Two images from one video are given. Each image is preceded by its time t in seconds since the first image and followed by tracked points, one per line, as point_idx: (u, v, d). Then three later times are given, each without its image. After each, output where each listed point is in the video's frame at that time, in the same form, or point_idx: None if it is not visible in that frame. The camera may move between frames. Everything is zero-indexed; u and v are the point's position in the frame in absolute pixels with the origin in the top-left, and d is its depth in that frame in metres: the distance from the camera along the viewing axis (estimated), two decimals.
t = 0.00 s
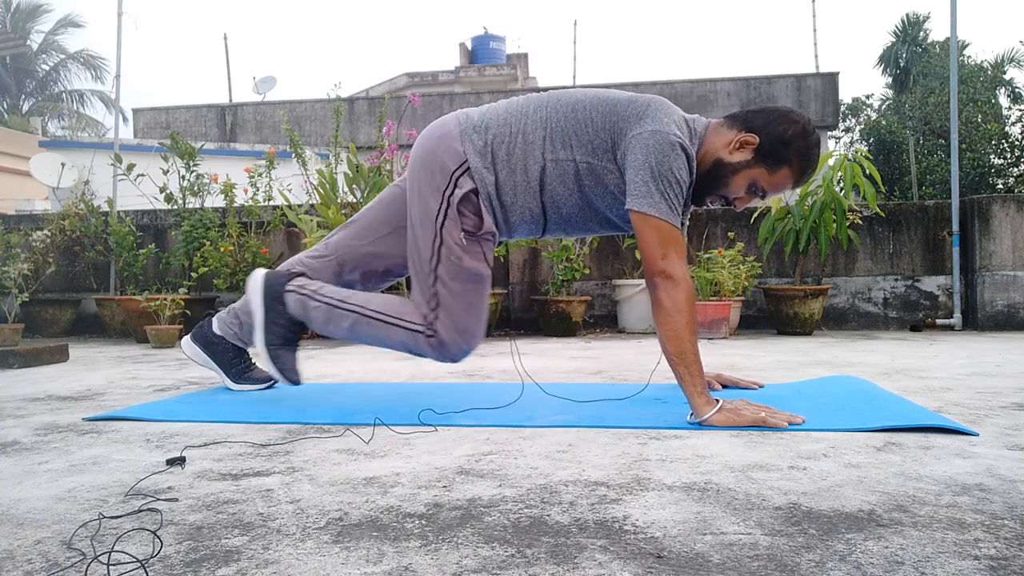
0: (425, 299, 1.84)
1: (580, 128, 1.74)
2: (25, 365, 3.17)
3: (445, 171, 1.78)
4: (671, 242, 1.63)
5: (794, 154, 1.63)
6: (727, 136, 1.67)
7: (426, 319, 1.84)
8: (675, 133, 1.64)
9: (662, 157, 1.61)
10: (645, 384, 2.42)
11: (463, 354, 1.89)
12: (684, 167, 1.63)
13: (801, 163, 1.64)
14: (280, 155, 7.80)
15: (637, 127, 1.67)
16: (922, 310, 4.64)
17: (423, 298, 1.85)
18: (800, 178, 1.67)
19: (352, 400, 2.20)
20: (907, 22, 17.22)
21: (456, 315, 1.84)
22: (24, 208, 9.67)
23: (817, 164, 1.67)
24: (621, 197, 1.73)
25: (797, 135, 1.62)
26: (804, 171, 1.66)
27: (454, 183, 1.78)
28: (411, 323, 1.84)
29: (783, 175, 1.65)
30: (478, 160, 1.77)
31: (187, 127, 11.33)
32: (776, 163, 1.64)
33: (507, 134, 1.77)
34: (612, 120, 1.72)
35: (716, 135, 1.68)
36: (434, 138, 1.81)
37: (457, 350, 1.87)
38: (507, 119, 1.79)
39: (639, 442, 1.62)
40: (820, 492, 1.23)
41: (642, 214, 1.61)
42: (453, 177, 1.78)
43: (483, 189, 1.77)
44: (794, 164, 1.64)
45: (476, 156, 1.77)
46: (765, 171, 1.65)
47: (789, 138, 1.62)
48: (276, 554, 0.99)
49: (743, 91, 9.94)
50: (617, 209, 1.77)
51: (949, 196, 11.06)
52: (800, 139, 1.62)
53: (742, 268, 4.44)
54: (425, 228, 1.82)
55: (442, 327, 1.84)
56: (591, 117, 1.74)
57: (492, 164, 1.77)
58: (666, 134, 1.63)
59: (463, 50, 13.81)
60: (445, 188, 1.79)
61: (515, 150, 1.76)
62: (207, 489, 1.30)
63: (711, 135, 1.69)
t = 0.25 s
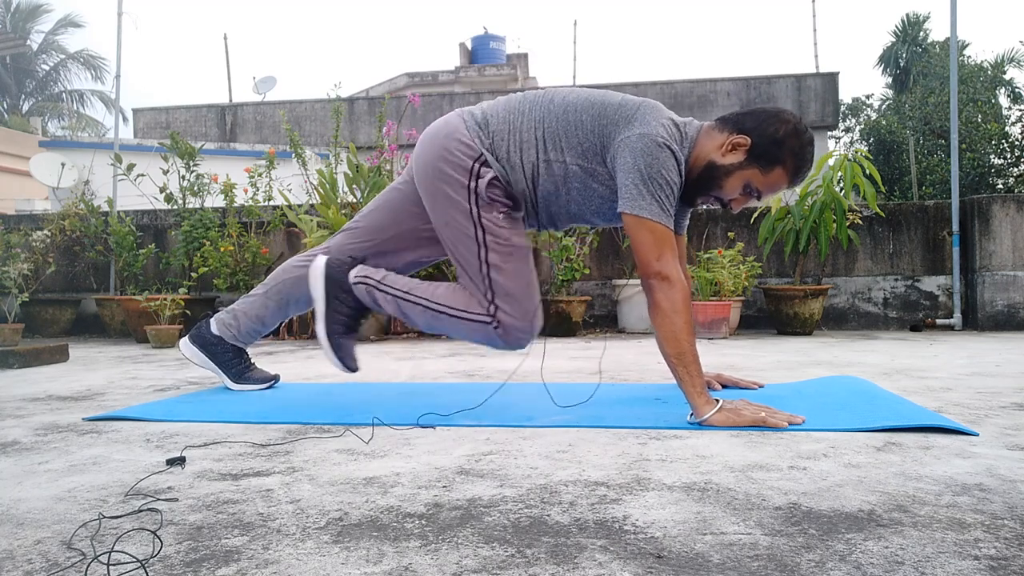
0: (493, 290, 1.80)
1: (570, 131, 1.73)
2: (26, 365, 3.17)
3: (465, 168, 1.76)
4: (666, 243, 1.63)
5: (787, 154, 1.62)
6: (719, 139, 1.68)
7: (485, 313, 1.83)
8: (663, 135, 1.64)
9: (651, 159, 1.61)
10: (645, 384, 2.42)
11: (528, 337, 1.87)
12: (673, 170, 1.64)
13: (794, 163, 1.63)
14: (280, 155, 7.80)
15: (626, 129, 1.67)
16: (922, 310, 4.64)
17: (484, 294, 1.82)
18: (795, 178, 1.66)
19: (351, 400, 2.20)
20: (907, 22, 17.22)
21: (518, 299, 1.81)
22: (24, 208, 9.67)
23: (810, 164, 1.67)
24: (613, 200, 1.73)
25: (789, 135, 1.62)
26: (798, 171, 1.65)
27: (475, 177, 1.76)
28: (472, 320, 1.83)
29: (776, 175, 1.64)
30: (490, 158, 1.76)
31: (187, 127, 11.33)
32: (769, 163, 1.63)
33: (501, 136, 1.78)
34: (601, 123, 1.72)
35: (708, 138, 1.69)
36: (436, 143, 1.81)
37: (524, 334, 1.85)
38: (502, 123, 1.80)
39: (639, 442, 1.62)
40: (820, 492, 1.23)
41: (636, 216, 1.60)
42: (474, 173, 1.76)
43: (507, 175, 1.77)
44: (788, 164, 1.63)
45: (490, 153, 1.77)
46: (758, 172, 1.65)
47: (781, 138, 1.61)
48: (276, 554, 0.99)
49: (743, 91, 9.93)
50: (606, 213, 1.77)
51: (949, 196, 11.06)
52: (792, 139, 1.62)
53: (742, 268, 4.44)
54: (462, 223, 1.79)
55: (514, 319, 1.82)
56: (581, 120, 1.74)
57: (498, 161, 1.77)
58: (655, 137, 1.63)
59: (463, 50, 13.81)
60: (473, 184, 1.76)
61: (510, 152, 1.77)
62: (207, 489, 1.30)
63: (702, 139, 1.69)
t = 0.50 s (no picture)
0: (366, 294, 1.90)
1: (584, 128, 1.74)
2: (25, 365, 3.17)
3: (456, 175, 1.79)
4: (674, 242, 1.63)
5: (804, 147, 1.61)
6: (735, 130, 1.67)
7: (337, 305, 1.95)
8: (678, 130, 1.64)
9: (665, 155, 1.61)
10: (645, 384, 2.42)
11: (375, 343, 1.98)
12: (688, 166, 1.63)
13: (811, 155, 1.62)
14: (280, 155, 7.80)
15: (640, 125, 1.67)
16: (922, 310, 4.64)
17: (359, 289, 1.92)
18: (811, 170, 1.66)
19: (351, 400, 2.20)
20: (907, 22, 17.22)
21: (382, 308, 1.91)
22: (24, 208, 9.68)
23: (828, 157, 1.66)
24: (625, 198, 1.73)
25: (806, 128, 1.61)
26: (814, 164, 1.64)
27: (455, 192, 1.79)
28: (319, 310, 1.96)
29: (792, 168, 1.64)
30: (486, 166, 1.77)
31: (187, 127, 11.33)
32: (786, 155, 1.63)
33: (512, 136, 1.78)
34: (615, 119, 1.72)
35: (724, 130, 1.69)
36: (445, 139, 1.82)
37: (366, 338, 1.97)
38: (514, 121, 1.80)
39: (639, 442, 1.62)
40: (820, 492, 1.23)
41: (645, 212, 1.60)
42: (462, 184, 1.79)
43: (485, 200, 1.79)
44: (804, 157, 1.62)
45: (483, 162, 1.77)
46: (774, 164, 1.64)
47: (798, 130, 1.61)
48: (276, 554, 0.99)
49: (743, 91, 9.94)
50: (622, 211, 1.76)
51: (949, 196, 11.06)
52: (809, 131, 1.61)
53: (742, 268, 4.44)
54: (405, 230, 1.84)
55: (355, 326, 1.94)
56: (595, 117, 1.74)
57: (500, 169, 1.77)
58: (669, 132, 1.63)
59: (463, 50, 13.81)
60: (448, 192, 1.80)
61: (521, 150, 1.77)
62: (207, 489, 1.30)
63: (718, 131, 1.69)
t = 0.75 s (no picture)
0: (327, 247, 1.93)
1: (585, 124, 1.74)
2: (26, 365, 3.17)
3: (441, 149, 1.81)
4: (676, 241, 1.63)
5: (803, 150, 1.62)
6: (735, 133, 1.67)
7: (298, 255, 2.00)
8: (683, 128, 1.64)
9: (670, 153, 1.61)
10: (645, 384, 2.42)
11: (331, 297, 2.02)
12: (691, 164, 1.63)
13: (810, 159, 1.63)
14: (280, 155, 7.80)
15: (644, 122, 1.67)
16: (922, 310, 4.64)
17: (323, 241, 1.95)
18: (809, 175, 1.66)
19: (351, 400, 2.20)
20: (907, 22, 17.22)
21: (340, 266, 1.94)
22: (24, 208, 9.68)
23: (826, 161, 1.67)
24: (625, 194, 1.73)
25: (806, 131, 1.61)
26: (813, 168, 1.65)
27: (437, 165, 1.81)
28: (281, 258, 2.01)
29: (791, 171, 1.64)
30: (472, 146, 1.78)
31: (187, 127, 11.33)
32: (785, 159, 1.63)
33: (509, 127, 1.79)
34: (617, 115, 1.72)
35: (724, 132, 1.68)
36: (444, 120, 1.84)
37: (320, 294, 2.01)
38: (511, 115, 1.80)
39: (639, 442, 1.62)
40: (820, 492, 1.23)
41: (648, 210, 1.60)
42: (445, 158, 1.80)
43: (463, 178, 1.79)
44: (804, 161, 1.63)
45: (471, 143, 1.79)
46: (773, 168, 1.65)
47: (798, 134, 1.61)
48: (276, 554, 0.99)
49: (743, 91, 9.94)
50: (622, 206, 1.76)
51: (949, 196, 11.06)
52: (809, 135, 1.62)
53: (742, 268, 4.44)
54: (381, 191, 1.87)
55: (308, 275, 1.98)
56: (597, 112, 1.74)
57: (488, 153, 1.77)
58: (674, 130, 1.63)
59: (463, 50, 13.82)
60: (427, 163, 1.82)
61: (520, 145, 1.76)
62: (207, 489, 1.30)
63: (718, 133, 1.69)
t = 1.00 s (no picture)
0: (310, 235, 1.93)
1: (569, 126, 1.72)
2: (26, 365, 3.17)
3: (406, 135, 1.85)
4: (667, 243, 1.62)
5: (778, 161, 1.63)
6: (711, 144, 1.67)
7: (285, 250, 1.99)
8: (668, 135, 1.65)
9: (659, 159, 1.61)
10: (645, 384, 2.42)
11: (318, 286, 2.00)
12: (677, 171, 1.64)
13: (785, 169, 1.64)
14: (280, 155, 7.80)
15: (632, 128, 1.67)
16: (922, 310, 4.64)
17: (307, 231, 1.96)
18: (784, 185, 1.68)
19: (351, 400, 2.20)
20: (907, 22, 17.22)
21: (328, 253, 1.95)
22: (25, 208, 9.68)
23: (800, 170, 1.68)
24: (610, 196, 1.73)
25: (780, 142, 1.62)
26: (787, 177, 1.66)
27: (404, 147, 1.84)
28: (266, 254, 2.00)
29: (766, 181, 1.65)
30: (438, 131, 1.80)
31: (187, 127, 11.33)
32: (760, 169, 1.64)
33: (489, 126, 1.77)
34: (603, 119, 1.71)
35: (700, 143, 1.68)
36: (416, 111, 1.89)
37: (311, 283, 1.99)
38: (489, 115, 1.78)
39: (639, 442, 1.62)
40: (820, 492, 1.23)
41: (639, 214, 1.59)
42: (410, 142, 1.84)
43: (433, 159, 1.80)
44: (778, 170, 1.64)
45: (438, 129, 1.80)
46: (749, 177, 1.66)
47: (772, 144, 1.62)
48: (276, 554, 0.99)
49: (743, 91, 9.94)
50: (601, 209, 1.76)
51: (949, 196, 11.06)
52: (783, 145, 1.62)
53: (742, 268, 4.44)
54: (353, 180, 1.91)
55: (293, 266, 1.96)
56: (582, 116, 1.73)
57: (459, 141, 1.78)
58: (663, 137, 1.63)
59: (464, 50, 13.82)
60: (393, 149, 1.85)
61: (501, 146, 1.75)
62: (207, 489, 1.30)
63: (694, 143, 1.69)
